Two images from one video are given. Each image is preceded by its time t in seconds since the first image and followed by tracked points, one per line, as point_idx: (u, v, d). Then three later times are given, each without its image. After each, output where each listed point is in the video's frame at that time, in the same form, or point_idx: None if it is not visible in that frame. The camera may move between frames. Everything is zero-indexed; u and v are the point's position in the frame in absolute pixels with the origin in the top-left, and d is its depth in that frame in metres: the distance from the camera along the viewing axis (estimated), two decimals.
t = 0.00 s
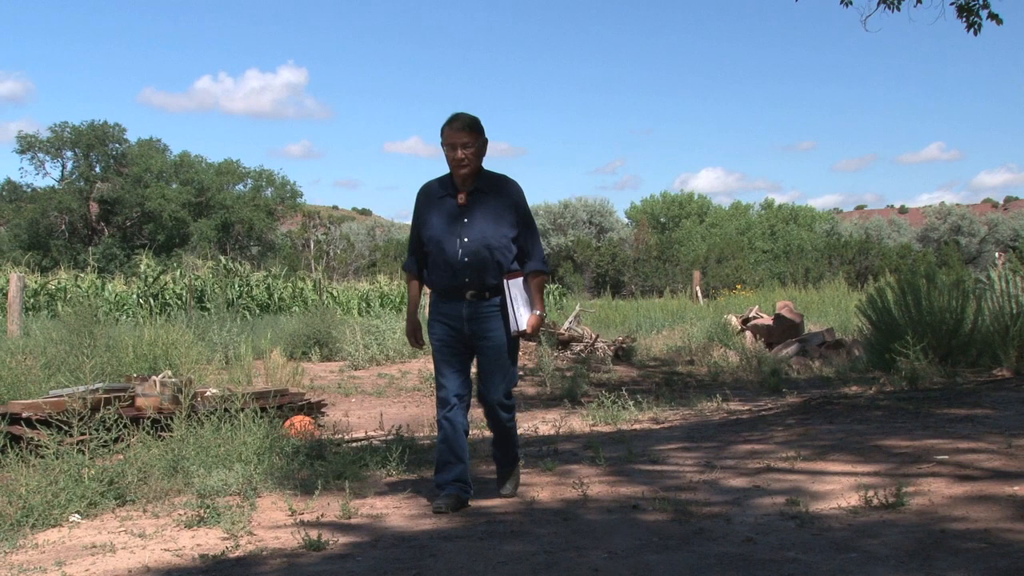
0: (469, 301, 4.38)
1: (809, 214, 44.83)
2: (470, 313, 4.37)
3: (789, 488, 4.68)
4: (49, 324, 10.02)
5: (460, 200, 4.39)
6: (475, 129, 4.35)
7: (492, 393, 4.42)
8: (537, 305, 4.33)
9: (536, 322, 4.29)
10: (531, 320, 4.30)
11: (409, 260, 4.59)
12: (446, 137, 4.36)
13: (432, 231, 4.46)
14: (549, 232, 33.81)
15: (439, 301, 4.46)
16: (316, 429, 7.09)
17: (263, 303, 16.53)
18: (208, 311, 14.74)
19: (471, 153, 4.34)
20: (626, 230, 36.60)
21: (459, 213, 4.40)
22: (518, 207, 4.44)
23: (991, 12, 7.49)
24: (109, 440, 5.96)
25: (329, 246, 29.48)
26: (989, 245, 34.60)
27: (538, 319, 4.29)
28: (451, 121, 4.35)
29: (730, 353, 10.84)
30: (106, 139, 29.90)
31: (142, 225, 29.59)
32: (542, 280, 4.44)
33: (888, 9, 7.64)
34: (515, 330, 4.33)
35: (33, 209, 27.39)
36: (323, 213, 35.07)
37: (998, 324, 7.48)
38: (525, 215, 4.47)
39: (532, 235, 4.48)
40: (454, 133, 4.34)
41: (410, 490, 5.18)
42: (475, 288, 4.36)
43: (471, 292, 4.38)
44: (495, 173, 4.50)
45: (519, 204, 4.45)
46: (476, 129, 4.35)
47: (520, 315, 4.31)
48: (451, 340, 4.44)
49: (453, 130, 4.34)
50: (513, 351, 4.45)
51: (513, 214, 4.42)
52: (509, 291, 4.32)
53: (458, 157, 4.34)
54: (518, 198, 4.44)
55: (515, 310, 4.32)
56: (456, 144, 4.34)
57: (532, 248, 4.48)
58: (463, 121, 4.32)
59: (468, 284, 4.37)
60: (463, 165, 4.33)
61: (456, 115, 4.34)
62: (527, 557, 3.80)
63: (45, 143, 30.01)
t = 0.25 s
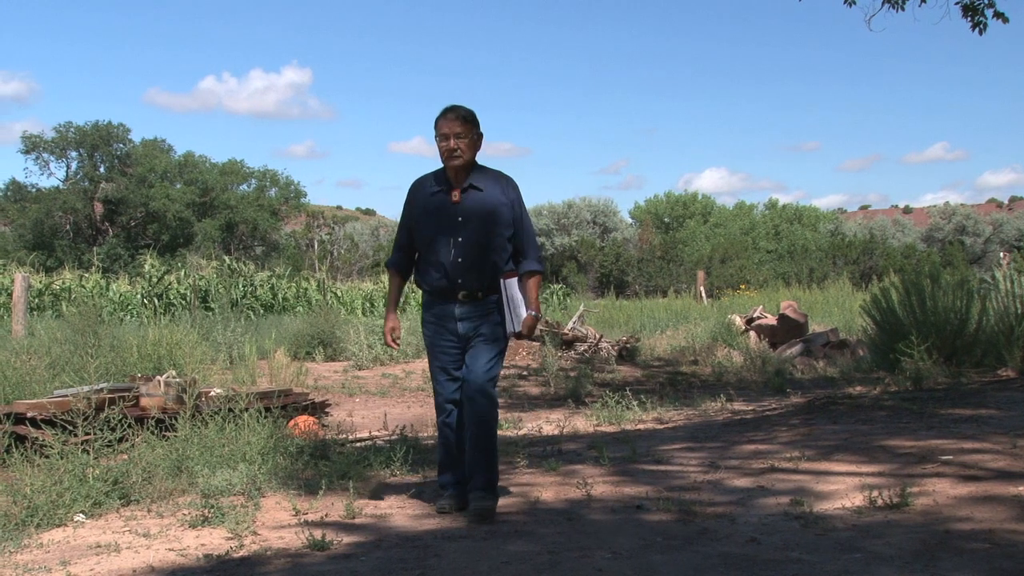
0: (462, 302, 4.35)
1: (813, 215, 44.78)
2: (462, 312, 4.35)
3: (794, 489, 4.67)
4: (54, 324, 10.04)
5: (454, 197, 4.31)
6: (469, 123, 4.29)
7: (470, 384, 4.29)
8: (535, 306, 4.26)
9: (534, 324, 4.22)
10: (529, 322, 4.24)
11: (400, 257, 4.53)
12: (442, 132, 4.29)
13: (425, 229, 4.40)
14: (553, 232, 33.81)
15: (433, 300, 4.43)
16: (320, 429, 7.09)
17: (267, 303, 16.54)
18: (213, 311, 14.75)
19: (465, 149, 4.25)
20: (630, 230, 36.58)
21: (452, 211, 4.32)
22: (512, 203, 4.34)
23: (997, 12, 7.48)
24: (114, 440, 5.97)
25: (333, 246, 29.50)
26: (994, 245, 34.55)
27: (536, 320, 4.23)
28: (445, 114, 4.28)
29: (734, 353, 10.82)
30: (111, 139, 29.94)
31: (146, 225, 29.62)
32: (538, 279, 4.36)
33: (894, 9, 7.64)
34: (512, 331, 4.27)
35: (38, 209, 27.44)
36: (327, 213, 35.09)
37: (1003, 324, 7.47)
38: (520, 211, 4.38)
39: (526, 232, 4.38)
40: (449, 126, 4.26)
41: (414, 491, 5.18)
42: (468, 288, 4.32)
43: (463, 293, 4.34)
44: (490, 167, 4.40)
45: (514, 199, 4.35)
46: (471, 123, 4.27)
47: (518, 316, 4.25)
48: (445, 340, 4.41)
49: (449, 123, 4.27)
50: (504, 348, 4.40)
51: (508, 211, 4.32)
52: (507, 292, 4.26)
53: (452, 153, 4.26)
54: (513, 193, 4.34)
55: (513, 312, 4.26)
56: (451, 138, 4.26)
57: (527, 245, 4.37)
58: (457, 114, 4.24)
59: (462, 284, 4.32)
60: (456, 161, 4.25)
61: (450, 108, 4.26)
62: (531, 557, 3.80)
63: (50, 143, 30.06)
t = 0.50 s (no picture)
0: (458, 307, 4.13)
1: (817, 214, 44.75)
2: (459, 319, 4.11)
3: (799, 489, 4.67)
4: (58, 324, 10.05)
5: (457, 196, 4.18)
6: (479, 117, 4.13)
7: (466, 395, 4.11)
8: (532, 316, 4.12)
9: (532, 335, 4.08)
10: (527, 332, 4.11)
11: (400, 257, 4.37)
12: (447, 126, 4.15)
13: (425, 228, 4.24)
14: (557, 232, 33.83)
15: (429, 302, 4.22)
16: (324, 429, 7.10)
17: (272, 303, 16.55)
18: (217, 311, 14.76)
19: (471, 146, 4.11)
20: (633, 230, 36.59)
21: (455, 211, 4.18)
22: (518, 208, 4.19)
23: (1002, 12, 7.47)
24: (118, 440, 5.98)
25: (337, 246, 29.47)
26: (999, 245, 34.52)
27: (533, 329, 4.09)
28: (453, 108, 4.15)
29: (739, 353, 10.82)
30: (115, 139, 29.99)
31: (151, 225, 29.66)
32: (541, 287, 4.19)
33: (898, 9, 7.63)
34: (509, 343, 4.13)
35: (42, 210, 27.49)
36: (331, 213, 35.13)
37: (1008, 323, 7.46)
38: (526, 216, 4.21)
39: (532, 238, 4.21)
40: (456, 119, 4.12)
41: (418, 491, 5.18)
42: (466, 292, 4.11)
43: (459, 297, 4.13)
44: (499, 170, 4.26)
45: (519, 205, 4.20)
46: (480, 120, 4.14)
47: (514, 327, 4.12)
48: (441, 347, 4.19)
49: (454, 117, 4.12)
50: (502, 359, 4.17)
51: (512, 215, 4.17)
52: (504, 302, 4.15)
53: (458, 150, 4.12)
54: (519, 197, 4.19)
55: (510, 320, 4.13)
56: (458, 133, 4.11)
57: (530, 253, 4.20)
58: (467, 109, 4.11)
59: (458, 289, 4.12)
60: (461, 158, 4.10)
61: (459, 102, 4.14)
62: (536, 557, 3.80)
63: (54, 144, 30.12)
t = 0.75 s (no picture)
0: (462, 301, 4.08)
1: (823, 217, 44.70)
2: (464, 315, 4.06)
3: (805, 492, 4.66)
4: (64, 328, 10.07)
5: (462, 185, 4.12)
6: (485, 105, 4.09)
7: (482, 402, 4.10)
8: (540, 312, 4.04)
9: (539, 331, 4.01)
10: (532, 328, 4.01)
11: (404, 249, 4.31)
12: (453, 113, 4.11)
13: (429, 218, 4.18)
14: (562, 235, 33.87)
15: (432, 296, 4.16)
16: (330, 432, 7.11)
17: (277, 306, 16.56)
18: (223, 314, 14.78)
19: (476, 133, 4.07)
20: (639, 233, 36.58)
21: (459, 201, 4.12)
22: (525, 201, 4.14)
23: (1008, 15, 7.46)
24: (124, 443, 5.99)
25: (343, 249, 29.50)
26: (1005, 248, 34.45)
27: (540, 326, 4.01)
28: (459, 94, 4.11)
29: (744, 356, 10.81)
30: (121, 143, 30.05)
31: (157, 228, 29.70)
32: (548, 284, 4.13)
33: (905, 12, 7.62)
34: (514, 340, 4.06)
35: (49, 213, 27.55)
36: (337, 217, 35.16)
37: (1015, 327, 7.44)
38: (533, 210, 4.15)
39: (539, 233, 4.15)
40: (463, 106, 4.08)
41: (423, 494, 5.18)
42: (470, 287, 4.06)
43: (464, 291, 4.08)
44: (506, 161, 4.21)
45: (527, 197, 4.14)
46: (486, 107, 4.09)
47: (519, 324, 4.02)
48: (443, 344, 4.13)
49: (460, 104, 4.08)
50: (509, 358, 4.12)
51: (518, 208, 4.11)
52: (509, 295, 4.05)
53: (463, 137, 4.08)
54: (525, 189, 4.14)
55: (517, 316, 4.03)
56: (464, 119, 4.08)
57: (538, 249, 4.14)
58: (473, 97, 4.08)
59: (462, 283, 4.07)
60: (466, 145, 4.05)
61: (466, 89, 4.10)
62: (542, 560, 3.80)
63: (61, 147, 30.18)
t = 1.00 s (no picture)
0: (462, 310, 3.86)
1: (830, 219, 44.68)
2: (464, 325, 3.85)
3: (814, 496, 4.65)
4: (73, 330, 10.09)
5: (459, 188, 3.90)
6: (481, 104, 3.88)
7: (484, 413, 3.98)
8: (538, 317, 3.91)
9: (539, 337, 3.89)
10: (531, 335, 3.90)
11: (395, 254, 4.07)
12: (446, 113, 3.89)
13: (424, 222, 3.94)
14: (569, 238, 33.91)
15: (428, 304, 3.93)
16: (338, 435, 7.11)
17: (285, 309, 16.58)
18: (231, 317, 14.80)
19: (472, 133, 3.87)
20: (647, 236, 36.59)
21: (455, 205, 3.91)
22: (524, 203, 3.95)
23: (1018, 17, 7.45)
24: (132, 446, 6.00)
25: (350, 252, 29.53)
26: (1014, 251, 34.39)
27: (540, 333, 3.90)
28: (452, 93, 3.89)
29: (752, 359, 10.80)
30: (129, 146, 30.13)
31: (164, 231, 29.76)
32: (547, 288, 3.99)
33: (914, 15, 7.61)
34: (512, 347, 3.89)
35: (57, 216, 27.63)
36: (344, 219, 35.20)
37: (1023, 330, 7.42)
38: (532, 212, 3.97)
39: (538, 236, 3.98)
40: (457, 105, 3.87)
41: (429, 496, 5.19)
42: (470, 295, 3.86)
43: (464, 299, 3.86)
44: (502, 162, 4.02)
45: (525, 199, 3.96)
46: (481, 106, 3.89)
47: (519, 331, 3.87)
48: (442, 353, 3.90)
49: (454, 103, 3.87)
50: (509, 366, 3.96)
51: (517, 211, 3.93)
52: (506, 301, 3.87)
53: (457, 138, 3.88)
54: (524, 191, 3.95)
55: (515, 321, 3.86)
56: (459, 120, 3.86)
57: (537, 252, 3.97)
58: (467, 95, 3.86)
59: (462, 290, 3.86)
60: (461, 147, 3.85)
61: (459, 89, 3.88)
62: (549, 563, 3.80)
63: (69, 151, 30.28)
